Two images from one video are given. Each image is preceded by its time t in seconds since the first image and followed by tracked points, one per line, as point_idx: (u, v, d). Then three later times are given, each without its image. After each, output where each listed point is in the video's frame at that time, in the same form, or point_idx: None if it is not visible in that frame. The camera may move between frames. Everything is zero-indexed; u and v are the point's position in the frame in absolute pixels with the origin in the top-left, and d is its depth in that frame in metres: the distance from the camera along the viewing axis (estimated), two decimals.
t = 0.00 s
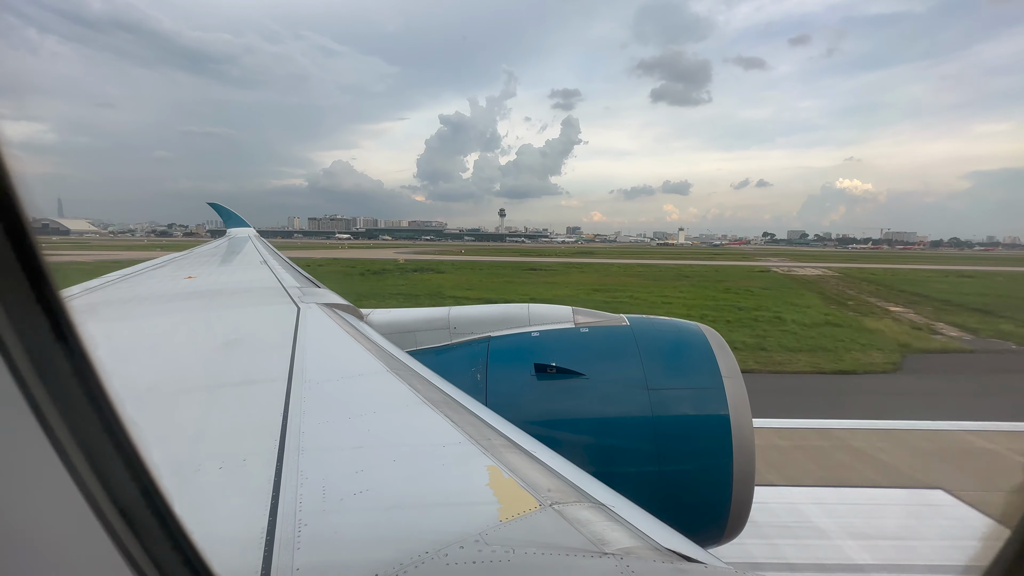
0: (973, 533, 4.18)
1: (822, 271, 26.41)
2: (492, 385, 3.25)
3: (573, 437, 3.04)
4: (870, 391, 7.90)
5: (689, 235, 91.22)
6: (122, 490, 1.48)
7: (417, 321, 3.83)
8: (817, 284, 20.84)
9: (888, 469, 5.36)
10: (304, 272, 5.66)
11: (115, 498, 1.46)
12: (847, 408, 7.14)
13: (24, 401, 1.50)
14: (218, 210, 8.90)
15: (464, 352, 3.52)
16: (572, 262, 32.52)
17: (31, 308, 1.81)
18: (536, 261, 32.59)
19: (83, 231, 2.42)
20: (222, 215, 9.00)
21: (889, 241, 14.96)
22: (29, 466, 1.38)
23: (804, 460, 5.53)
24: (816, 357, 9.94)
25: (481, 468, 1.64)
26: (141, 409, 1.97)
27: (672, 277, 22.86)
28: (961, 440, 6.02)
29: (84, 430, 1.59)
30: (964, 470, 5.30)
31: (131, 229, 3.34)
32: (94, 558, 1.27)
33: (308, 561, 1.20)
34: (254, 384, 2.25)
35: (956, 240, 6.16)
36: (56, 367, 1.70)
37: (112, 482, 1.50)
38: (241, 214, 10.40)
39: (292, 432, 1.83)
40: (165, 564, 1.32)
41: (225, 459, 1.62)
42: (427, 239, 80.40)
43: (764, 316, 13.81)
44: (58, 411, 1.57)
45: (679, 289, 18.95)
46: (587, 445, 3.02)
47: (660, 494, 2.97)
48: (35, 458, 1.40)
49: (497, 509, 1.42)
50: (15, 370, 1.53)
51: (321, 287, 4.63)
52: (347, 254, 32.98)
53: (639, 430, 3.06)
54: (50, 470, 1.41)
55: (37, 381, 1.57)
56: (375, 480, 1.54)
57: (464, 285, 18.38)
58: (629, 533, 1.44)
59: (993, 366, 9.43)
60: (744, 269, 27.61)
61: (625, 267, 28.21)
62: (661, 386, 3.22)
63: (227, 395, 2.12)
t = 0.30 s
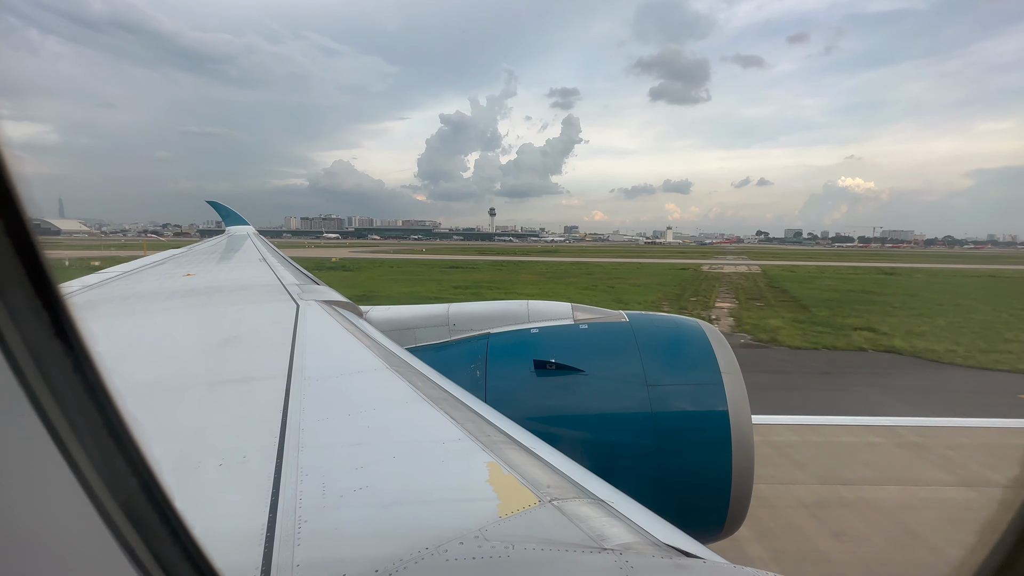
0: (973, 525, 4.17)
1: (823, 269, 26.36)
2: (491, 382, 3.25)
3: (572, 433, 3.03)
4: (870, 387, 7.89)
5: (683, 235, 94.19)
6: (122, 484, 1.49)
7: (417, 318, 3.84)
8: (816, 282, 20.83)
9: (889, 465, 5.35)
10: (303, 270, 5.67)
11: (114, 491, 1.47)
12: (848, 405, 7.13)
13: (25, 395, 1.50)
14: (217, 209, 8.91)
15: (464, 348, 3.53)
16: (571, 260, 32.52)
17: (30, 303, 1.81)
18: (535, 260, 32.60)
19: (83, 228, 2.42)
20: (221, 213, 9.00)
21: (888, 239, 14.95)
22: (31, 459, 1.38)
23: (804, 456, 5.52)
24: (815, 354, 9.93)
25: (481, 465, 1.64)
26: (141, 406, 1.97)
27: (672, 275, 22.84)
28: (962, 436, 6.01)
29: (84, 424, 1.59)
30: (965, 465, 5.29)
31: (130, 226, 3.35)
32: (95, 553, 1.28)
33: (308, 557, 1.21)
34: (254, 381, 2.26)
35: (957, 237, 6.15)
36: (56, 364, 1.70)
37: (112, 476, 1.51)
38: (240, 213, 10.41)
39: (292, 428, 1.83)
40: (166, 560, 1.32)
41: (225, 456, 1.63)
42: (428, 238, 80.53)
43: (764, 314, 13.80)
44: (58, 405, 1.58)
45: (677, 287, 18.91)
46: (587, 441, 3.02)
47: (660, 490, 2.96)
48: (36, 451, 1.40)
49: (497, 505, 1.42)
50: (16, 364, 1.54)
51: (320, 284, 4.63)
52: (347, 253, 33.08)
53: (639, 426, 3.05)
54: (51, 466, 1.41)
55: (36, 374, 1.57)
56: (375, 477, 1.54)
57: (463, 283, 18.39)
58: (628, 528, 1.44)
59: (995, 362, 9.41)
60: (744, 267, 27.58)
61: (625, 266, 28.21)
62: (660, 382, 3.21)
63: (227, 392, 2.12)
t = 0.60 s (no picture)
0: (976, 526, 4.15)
1: (825, 269, 26.27)
2: (491, 382, 3.25)
3: (571, 433, 3.03)
4: (870, 386, 7.88)
5: (666, 232, 95.57)
6: (120, 483, 1.49)
7: (416, 319, 3.84)
8: (816, 282, 20.80)
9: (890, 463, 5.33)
10: (302, 270, 5.68)
11: (112, 491, 1.47)
12: (848, 404, 7.11)
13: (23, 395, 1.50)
14: (216, 210, 8.93)
15: (463, 349, 3.53)
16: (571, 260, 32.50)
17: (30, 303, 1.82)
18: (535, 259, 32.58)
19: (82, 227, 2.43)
20: (220, 215, 9.02)
21: (890, 239, 14.90)
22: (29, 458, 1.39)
23: (805, 454, 5.51)
24: (814, 353, 9.93)
25: (480, 465, 1.64)
26: (140, 407, 1.98)
27: (672, 276, 22.83)
28: (963, 434, 6.00)
29: (83, 423, 1.60)
30: (966, 463, 5.27)
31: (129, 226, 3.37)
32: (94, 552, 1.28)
33: (307, 557, 1.21)
34: (253, 381, 2.26)
35: (957, 236, 6.13)
36: (53, 363, 1.71)
37: (110, 475, 1.52)
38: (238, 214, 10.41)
39: (291, 429, 1.83)
40: (165, 559, 1.33)
41: (224, 457, 1.63)
42: (429, 237, 80.55)
43: (763, 314, 13.79)
44: (56, 405, 1.58)
45: (676, 287, 18.87)
46: (586, 442, 3.02)
47: (659, 490, 2.96)
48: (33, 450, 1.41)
49: (496, 505, 1.42)
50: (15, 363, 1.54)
51: (319, 285, 4.63)
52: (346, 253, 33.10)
53: (638, 427, 3.05)
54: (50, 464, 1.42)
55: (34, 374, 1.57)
56: (374, 478, 1.54)
57: (463, 283, 18.38)
58: (627, 528, 1.44)
59: (997, 362, 9.39)
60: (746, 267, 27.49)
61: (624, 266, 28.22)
62: (660, 383, 3.21)
63: (226, 393, 2.13)
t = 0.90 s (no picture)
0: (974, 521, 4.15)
1: (826, 266, 26.24)
2: (491, 387, 3.25)
3: (571, 438, 3.04)
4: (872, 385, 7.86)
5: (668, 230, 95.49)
6: (118, 489, 1.51)
7: (416, 323, 3.85)
8: (817, 279, 20.75)
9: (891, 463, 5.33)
10: (302, 275, 5.70)
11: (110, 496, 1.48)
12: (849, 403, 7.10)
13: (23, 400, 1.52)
14: (217, 215, 8.98)
15: (463, 353, 3.54)
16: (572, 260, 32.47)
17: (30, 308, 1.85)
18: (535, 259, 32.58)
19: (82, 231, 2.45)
20: (220, 219, 9.06)
21: (890, 237, 14.87)
22: (26, 465, 1.40)
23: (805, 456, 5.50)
24: (816, 352, 9.91)
25: (480, 470, 1.65)
26: (139, 412, 1.99)
27: (673, 274, 22.80)
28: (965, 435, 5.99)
29: (82, 429, 1.61)
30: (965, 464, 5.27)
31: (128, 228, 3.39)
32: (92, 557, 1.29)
33: (306, 563, 1.21)
34: (252, 386, 2.27)
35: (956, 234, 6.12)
36: (53, 368, 1.72)
37: (110, 480, 1.52)
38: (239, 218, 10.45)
39: (290, 434, 1.84)
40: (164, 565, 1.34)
41: (223, 462, 1.64)
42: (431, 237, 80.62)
43: (764, 312, 13.77)
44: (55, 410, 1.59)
45: (676, 285, 18.85)
46: (586, 447, 3.02)
47: (659, 495, 2.96)
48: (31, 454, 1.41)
49: (496, 510, 1.43)
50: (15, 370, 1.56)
51: (319, 289, 4.66)
52: (347, 253, 33.22)
53: (638, 431, 3.05)
54: (49, 469, 1.43)
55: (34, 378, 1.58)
56: (373, 483, 1.55)
57: (464, 283, 18.40)
58: (627, 533, 1.44)
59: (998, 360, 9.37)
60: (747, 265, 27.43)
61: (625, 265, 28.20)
62: (659, 387, 3.21)
63: (225, 398, 2.14)
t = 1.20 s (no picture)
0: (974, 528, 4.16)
1: (825, 268, 26.25)
2: (491, 391, 3.26)
3: (571, 442, 3.03)
4: (871, 389, 7.87)
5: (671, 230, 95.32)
6: (116, 495, 1.51)
7: (415, 327, 3.86)
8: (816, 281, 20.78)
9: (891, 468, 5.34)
10: (300, 279, 5.73)
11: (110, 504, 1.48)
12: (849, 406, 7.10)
13: (21, 408, 1.52)
14: (216, 220, 9.02)
15: (463, 358, 3.56)
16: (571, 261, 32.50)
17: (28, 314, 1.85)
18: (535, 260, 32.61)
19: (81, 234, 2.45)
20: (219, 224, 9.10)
21: (889, 239, 14.88)
22: (24, 473, 1.40)
23: (805, 460, 5.49)
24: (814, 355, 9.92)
25: (479, 474, 1.65)
26: (138, 417, 2.00)
27: (673, 275, 22.80)
28: (964, 439, 5.99)
29: (79, 436, 1.61)
30: (965, 468, 5.27)
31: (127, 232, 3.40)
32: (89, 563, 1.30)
33: (305, 569, 1.21)
34: (251, 391, 2.28)
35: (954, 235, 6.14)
36: (50, 374, 1.73)
37: (108, 487, 1.53)
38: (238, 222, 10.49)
39: (289, 439, 1.85)
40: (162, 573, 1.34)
41: (221, 467, 1.64)
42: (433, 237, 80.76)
43: (763, 315, 13.79)
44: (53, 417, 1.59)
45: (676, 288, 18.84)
46: (586, 451, 3.02)
47: (658, 500, 2.95)
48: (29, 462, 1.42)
49: (495, 515, 1.43)
50: (13, 378, 1.56)
51: (318, 293, 4.67)
52: (346, 255, 33.22)
53: (638, 435, 3.05)
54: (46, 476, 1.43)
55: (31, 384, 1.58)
56: (373, 488, 1.55)
57: (463, 285, 18.44)
58: (627, 538, 1.44)
59: (996, 364, 9.39)
60: (746, 266, 27.43)
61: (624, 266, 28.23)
62: (659, 391, 3.21)
63: (223, 403, 2.15)
